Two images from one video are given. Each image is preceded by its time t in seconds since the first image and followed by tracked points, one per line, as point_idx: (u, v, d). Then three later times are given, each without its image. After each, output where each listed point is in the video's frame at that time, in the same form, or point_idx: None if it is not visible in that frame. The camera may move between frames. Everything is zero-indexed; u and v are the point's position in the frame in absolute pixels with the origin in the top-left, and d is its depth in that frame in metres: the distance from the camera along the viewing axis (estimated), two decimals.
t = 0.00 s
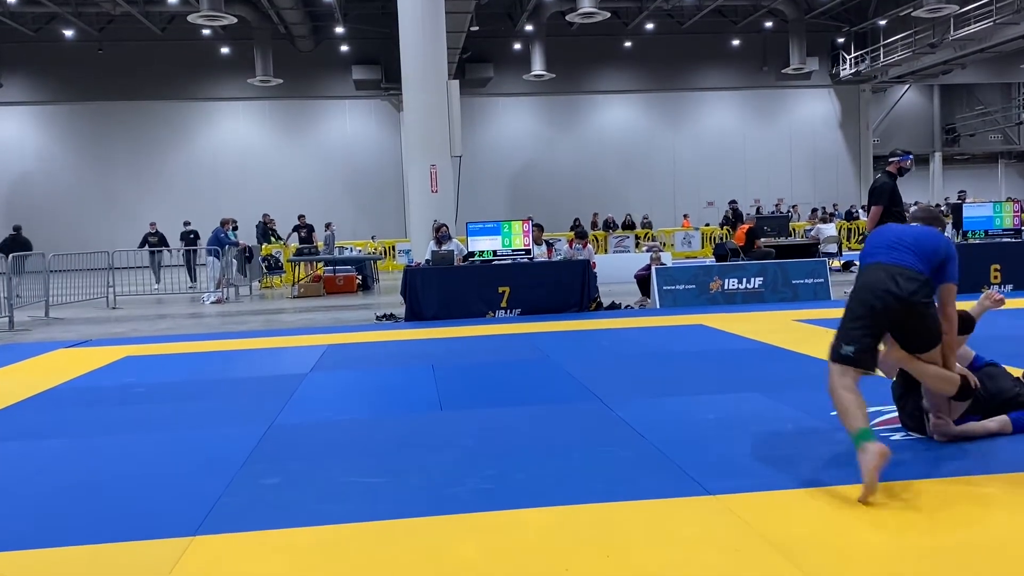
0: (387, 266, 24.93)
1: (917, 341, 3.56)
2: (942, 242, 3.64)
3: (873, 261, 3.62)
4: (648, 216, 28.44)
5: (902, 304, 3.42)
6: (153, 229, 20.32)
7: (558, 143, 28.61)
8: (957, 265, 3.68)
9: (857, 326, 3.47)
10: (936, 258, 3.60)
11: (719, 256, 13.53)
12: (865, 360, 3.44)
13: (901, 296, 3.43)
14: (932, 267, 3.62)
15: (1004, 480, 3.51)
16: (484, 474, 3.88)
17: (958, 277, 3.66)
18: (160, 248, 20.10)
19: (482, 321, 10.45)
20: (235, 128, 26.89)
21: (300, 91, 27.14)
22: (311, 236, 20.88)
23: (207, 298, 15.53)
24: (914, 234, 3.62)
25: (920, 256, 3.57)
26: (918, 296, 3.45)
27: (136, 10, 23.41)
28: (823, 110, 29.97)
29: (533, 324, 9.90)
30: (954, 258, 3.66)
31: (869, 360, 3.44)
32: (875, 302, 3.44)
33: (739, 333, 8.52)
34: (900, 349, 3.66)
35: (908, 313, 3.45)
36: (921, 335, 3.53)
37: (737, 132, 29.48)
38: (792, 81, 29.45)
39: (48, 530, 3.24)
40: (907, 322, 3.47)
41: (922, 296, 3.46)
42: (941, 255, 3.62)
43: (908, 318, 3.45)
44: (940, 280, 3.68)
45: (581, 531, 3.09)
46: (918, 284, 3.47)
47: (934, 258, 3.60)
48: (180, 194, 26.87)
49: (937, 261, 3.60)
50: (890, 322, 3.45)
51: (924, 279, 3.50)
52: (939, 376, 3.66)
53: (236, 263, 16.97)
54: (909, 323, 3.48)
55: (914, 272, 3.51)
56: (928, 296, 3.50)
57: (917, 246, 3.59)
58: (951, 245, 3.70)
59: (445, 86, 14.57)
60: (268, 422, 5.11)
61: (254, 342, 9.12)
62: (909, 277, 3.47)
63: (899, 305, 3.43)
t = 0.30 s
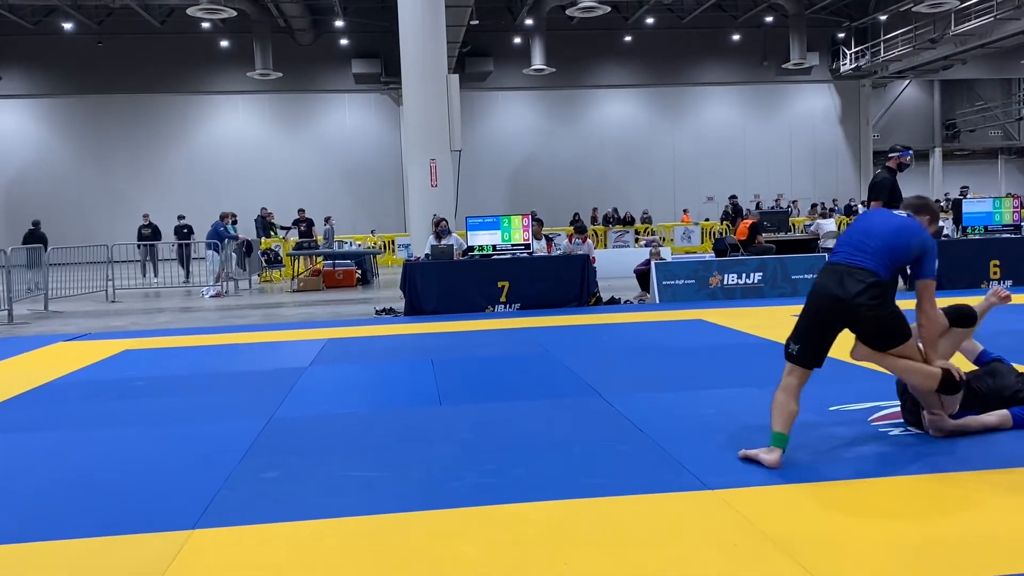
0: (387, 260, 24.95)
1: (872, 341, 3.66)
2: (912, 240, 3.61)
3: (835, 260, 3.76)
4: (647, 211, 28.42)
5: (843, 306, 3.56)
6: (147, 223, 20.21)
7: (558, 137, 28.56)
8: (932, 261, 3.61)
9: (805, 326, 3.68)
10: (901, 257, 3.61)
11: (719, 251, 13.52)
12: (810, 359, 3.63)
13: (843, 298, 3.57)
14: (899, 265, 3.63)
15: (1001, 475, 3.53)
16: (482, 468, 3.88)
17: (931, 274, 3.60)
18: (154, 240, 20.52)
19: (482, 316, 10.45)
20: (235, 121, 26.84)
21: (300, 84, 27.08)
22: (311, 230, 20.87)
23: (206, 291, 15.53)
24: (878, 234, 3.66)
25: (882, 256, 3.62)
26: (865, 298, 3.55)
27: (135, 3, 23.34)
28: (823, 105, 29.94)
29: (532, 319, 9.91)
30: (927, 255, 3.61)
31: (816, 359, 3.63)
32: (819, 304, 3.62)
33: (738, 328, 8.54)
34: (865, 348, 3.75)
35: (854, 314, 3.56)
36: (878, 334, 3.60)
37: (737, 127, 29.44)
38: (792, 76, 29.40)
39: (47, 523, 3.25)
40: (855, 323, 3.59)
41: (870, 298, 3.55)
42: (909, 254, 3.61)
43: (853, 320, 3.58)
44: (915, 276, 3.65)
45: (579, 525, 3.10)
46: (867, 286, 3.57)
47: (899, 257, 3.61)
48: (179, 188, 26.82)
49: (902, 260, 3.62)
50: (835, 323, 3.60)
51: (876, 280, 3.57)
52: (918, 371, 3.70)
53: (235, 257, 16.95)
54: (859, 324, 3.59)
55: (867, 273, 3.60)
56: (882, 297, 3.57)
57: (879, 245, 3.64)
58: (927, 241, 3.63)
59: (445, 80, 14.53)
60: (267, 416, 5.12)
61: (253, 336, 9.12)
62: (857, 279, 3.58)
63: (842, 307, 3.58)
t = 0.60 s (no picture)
0: (386, 255, 24.94)
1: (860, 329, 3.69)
2: (902, 228, 3.63)
3: (826, 246, 3.76)
4: (647, 207, 28.40)
5: (832, 294, 3.59)
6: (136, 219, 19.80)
7: (558, 132, 28.51)
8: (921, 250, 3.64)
9: (796, 312, 3.70)
10: (889, 245, 3.64)
11: (718, 247, 13.52)
12: (800, 347, 3.66)
13: (833, 286, 3.59)
14: (887, 253, 3.66)
15: (998, 471, 3.54)
16: (482, 464, 3.89)
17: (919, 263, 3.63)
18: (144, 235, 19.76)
19: (481, 311, 10.45)
20: (235, 116, 26.79)
21: (300, 79, 27.02)
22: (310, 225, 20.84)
23: (205, 286, 15.51)
24: (869, 221, 3.67)
25: (871, 244, 3.64)
26: (853, 286, 3.57)
27: None
28: (823, 101, 29.89)
29: (532, 314, 9.92)
30: (917, 243, 3.63)
31: (806, 347, 3.65)
32: (808, 292, 3.64)
33: (737, 324, 8.55)
34: (853, 335, 3.79)
35: (844, 302, 3.59)
36: (865, 322, 3.63)
37: (737, 123, 29.40)
38: (792, 72, 29.35)
39: (46, 517, 3.25)
40: (842, 311, 3.62)
41: (859, 286, 3.57)
42: (898, 243, 3.63)
43: (842, 308, 3.61)
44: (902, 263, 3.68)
45: (576, 520, 3.10)
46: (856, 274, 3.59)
47: (887, 246, 3.64)
48: (179, 182, 26.79)
49: (890, 249, 3.64)
50: (824, 310, 3.63)
51: (866, 269, 3.59)
52: (896, 361, 3.75)
53: (235, 252, 16.94)
54: (849, 311, 3.61)
55: (855, 262, 3.62)
56: (870, 286, 3.60)
57: (868, 233, 3.65)
58: (917, 228, 3.64)
59: (444, 75, 14.50)
60: (267, 411, 5.12)
61: (252, 331, 9.11)
62: (845, 268, 3.60)
63: (831, 295, 3.60)
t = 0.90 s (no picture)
0: (386, 251, 24.96)
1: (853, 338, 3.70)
2: (893, 236, 3.66)
3: (816, 255, 3.76)
4: (647, 202, 28.40)
5: (827, 304, 3.58)
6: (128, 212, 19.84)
7: (558, 127, 28.48)
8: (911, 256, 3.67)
9: (792, 324, 3.68)
10: (880, 252, 3.67)
11: (718, 243, 13.52)
12: (794, 358, 3.68)
13: (829, 296, 3.59)
14: (877, 261, 3.69)
15: (995, 467, 3.55)
16: (481, 459, 3.89)
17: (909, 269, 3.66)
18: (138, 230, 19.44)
19: (481, 307, 10.45)
20: (234, 111, 26.76)
21: (300, 74, 26.97)
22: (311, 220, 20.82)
23: (205, 281, 15.50)
24: (860, 229, 3.68)
25: (863, 251, 3.66)
26: (848, 296, 3.58)
27: None
28: (823, 97, 29.86)
29: (532, 310, 9.91)
30: (906, 250, 3.66)
31: (798, 359, 3.69)
32: (803, 302, 3.63)
33: (737, 320, 8.54)
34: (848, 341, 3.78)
35: (840, 311, 3.59)
36: (861, 329, 3.63)
37: (738, 119, 29.38)
38: (793, 68, 29.29)
39: (45, 512, 3.26)
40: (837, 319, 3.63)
41: (854, 295, 3.58)
42: (889, 249, 3.66)
43: (838, 317, 3.61)
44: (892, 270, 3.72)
45: (576, 515, 3.11)
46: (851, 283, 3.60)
47: (879, 253, 3.67)
48: (179, 177, 26.77)
49: (880, 256, 3.67)
50: (820, 320, 3.63)
51: (859, 277, 3.61)
52: (893, 365, 3.74)
53: (234, 247, 16.92)
54: (845, 320, 3.61)
55: (849, 270, 3.63)
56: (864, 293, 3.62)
57: (860, 240, 3.67)
58: (906, 235, 3.67)
59: (444, 70, 14.47)
60: (266, 406, 5.13)
61: (253, 326, 9.13)
62: (840, 276, 3.61)
63: (828, 305, 3.59)
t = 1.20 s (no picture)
0: (386, 247, 24.96)
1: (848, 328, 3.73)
2: (895, 230, 3.64)
3: (815, 247, 3.80)
4: (647, 199, 28.38)
5: (822, 293, 3.61)
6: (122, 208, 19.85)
7: (558, 122, 28.44)
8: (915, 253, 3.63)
9: (788, 312, 3.72)
10: (881, 246, 3.66)
11: (718, 239, 13.52)
12: (797, 345, 3.67)
13: (827, 283, 3.62)
14: (877, 254, 3.68)
15: (995, 463, 3.56)
16: (481, 455, 3.91)
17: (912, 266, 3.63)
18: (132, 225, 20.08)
19: (480, 303, 10.46)
20: (234, 106, 26.72)
21: (299, 69, 26.92)
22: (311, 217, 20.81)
23: (205, 278, 15.52)
24: (858, 220, 3.72)
25: (862, 244, 3.67)
26: (843, 286, 3.60)
27: None
28: (823, 93, 29.82)
29: (531, 306, 9.93)
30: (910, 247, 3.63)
31: (800, 346, 3.67)
32: (799, 291, 3.67)
33: (736, 316, 8.55)
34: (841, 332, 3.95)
35: (838, 298, 3.61)
36: (855, 319, 3.67)
37: (738, 115, 29.35)
38: (792, 64, 29.25)
39: (43, 507, 3.27)
40: (831, 309, 3.65)
41: (848, 285, 3.60)
42: (891, 244, 3.65)
43: (832, 307, 3.63)
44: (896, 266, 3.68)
45: (576, 511, 3.13)
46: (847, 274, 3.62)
47: (879, 247, 3.66)
48: (179, 174, 26.74)
49: (881, 249, 3.66)
50: (819, 307, 3.64)
51: (856, 269, 3.63)
52: (883, 361, 3.89)
53: (234, 243, 16.93)
54: (843, 308, 3.63)
55: (846, 261, 3.65)
56: (861, 285, 3.63)
57: (860, 233, 3.68)
58: (910, 231, 3.65)
59: (444, 67, 14.46)
60: (266, 402, 5.14)
61: (252, 322, 9.13)
62: (836, 266, 3.63)
63: (825, 293, 3.62)
